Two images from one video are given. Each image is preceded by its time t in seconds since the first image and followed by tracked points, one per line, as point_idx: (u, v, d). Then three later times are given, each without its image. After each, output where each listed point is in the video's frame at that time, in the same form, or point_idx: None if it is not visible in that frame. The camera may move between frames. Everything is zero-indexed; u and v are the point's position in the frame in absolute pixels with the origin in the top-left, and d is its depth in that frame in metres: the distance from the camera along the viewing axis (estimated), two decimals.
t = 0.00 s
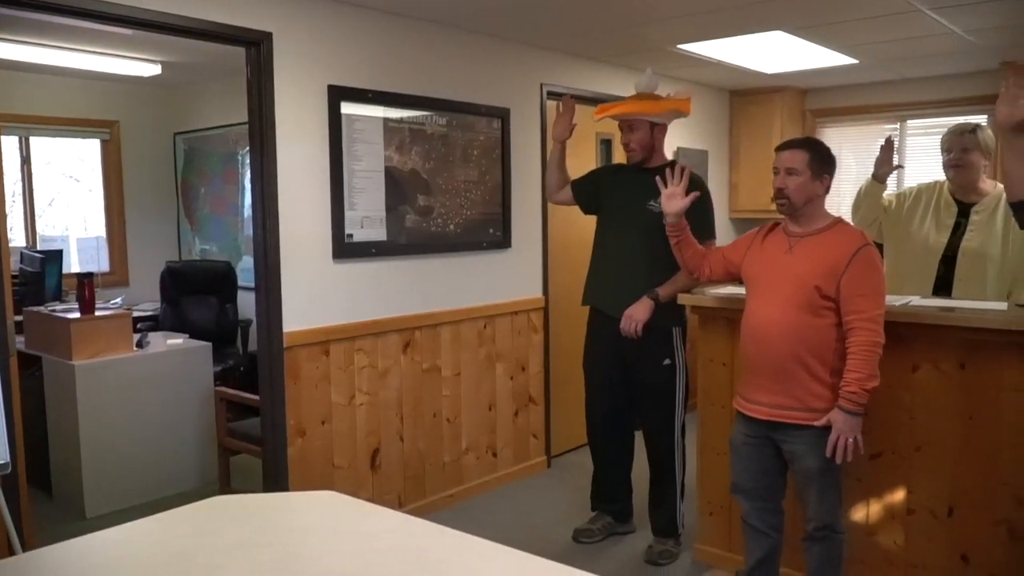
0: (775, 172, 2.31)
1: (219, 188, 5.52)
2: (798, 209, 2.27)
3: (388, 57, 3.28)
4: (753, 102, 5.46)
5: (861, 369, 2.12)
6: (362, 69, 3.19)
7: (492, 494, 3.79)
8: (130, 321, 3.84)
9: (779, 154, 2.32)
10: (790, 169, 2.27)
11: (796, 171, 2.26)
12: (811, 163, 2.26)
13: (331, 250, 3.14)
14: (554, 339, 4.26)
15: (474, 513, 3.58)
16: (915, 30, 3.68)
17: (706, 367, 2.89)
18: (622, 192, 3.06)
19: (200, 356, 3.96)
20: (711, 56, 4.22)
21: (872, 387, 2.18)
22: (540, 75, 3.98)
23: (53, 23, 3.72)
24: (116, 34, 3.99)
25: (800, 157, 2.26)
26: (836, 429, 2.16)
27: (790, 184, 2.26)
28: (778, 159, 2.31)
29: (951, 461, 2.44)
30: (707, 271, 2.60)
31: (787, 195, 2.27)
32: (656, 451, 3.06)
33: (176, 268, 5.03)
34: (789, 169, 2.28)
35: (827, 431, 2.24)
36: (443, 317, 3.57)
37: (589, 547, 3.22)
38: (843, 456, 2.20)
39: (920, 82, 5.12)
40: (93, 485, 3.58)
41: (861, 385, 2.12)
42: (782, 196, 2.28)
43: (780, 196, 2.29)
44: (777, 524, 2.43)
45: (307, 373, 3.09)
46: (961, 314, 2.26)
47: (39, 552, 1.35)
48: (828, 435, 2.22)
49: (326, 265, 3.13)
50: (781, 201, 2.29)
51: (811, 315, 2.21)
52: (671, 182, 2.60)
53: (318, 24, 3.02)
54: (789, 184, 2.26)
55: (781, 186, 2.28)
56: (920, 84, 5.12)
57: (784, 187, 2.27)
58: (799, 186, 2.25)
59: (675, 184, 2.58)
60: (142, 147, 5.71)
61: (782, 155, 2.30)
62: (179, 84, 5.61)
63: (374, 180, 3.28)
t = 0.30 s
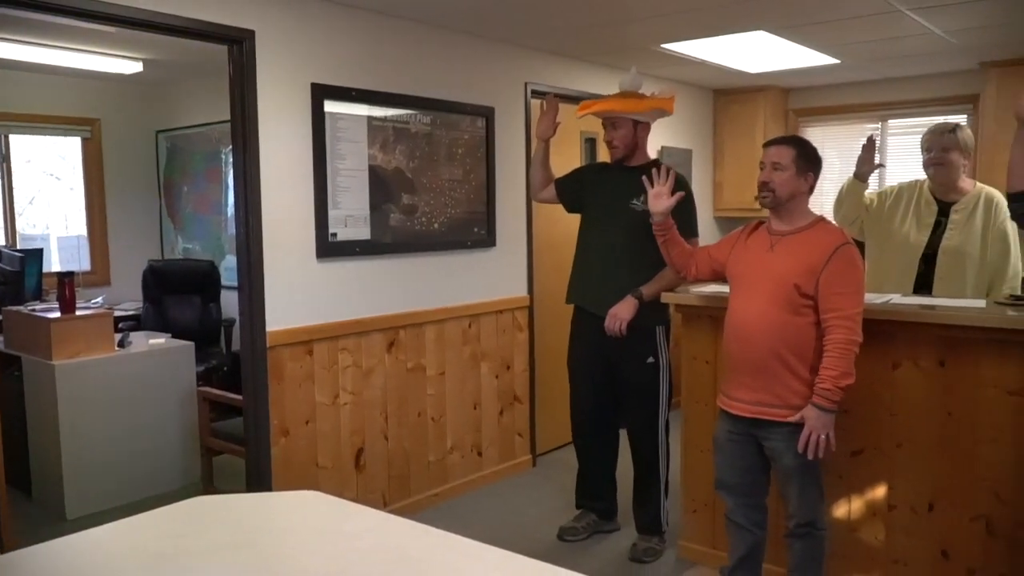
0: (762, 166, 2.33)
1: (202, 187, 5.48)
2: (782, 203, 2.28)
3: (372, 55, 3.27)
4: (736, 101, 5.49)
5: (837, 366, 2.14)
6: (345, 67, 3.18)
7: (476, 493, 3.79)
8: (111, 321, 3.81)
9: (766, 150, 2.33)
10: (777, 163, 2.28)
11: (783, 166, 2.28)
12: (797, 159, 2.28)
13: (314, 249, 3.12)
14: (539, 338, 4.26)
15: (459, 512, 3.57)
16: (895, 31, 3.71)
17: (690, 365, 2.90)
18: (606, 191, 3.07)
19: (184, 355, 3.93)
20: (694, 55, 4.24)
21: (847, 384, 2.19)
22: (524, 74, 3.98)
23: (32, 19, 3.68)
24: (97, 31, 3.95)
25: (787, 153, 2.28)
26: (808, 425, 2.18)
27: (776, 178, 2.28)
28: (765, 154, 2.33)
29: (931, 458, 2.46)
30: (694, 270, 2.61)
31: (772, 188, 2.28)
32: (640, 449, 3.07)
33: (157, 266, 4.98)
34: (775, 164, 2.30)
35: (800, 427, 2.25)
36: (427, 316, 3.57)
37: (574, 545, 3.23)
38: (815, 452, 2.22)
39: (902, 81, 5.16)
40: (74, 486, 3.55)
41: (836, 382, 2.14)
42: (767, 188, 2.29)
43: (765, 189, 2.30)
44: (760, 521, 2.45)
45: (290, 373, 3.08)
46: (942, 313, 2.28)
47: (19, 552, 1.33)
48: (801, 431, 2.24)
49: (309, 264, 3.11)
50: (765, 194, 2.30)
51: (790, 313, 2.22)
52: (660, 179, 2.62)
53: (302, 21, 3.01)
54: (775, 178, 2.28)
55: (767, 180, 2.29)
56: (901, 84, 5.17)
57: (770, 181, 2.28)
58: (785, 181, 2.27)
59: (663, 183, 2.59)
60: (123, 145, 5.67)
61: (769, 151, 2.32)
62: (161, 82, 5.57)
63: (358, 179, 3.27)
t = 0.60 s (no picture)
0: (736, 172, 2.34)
1: (179, 185, 5.42)
2: (759, 207, 2.30)
3: (351, 54, 3.26)
4: (715, 102, 5.52)
5: (813, 364, 2.16)
6: (324, 65, 3.16)
7: (456, 493, 3.79)
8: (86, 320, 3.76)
9: (740, 154, 2.35)
10: (751, 169, 2.30)
11: (757, 171, 2.29)
12: (771, 163, 2.30)
13: (292, 248, 3.11)
14: (519, 337, 4.26)
15: (439, 511, 3.57)
16: (871, 33, 3.75)
17: (669, 364, 2.92)
18: (585, 191, 3.08)
19: (159, 355, 3.89)
20: (673, 56, 4.25)
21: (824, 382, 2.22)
22: (504, 73, 3.98)
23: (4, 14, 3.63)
24: (72, 26, 3.90)
25: (760, 157, 2.30)
26: (783, 423, 2.21)
27: (751, 184, 2.29)
28: (739, 160, 2.33)
29: (905, 455, 2.49)
30: (674, 270, 2.63)
31: (749, 194, 2.30)
32: (619, 447, 3.09)
33: (134, 265, 4.97)
34: (750, 169, 2.31)
35: (776, 424, 2.28)
36: (406, 315, 3.56)
37: (554, 544, 3.23)
38: (790, 450, 2.24)
39: (878, 83, 5.22)
40: (48, 488, 3.51)
41: (812, 380, 2.16)
42: (744, 195, 2.31)
43: (741, 195, 2.31)
44: (738, 518, 2.46)
45: (268, 373, 3.06)
46: (915, 312, 2.32)
47: None
48: (777, 427, 2.26)
49: (287, 263, 3.09)
50: (741, 200, 2.32)
51: (768, 312, 2.24)
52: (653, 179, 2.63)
53: (279, 18, 2.99)
54: (751, 184, 2.29)
55: (743, 186, 2.30)
56: (878, 86, 5.22)
57: (746, 187, 2.30)
58: (760, 186, 2.29)
59: (657, 181, 2.59)
60: (99, 142, 5.60)
61: (743, 155, 2.33)
62: (138, 79, 5.51)
63: (337, 178, 3.26)
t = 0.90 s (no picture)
0: (716, 172, 2.34)
1: (155, 185, 5.36)
2: (738, 208, 2.32)
3: (328, 53, 3.24)
4: (693, 102, 5.55)
5: (794, 363, 2.18)
6: (301, 65, 3.14)
7: (435, 494, 3.78)
8: (59, 322, 3.70)
9: (719, 154, 2.34)
10: (732, 169, 2.30)
11: (738, 171, 2.30)
12: (751, 163, 2.31)
13: (269, 248, 3.08)
14: (498, 338, 4.26)
15: (418, 512, 3.56)
16: (845, 35, 3.79)
17: (647, 364, 2.93)
18: (563, 191, 3.08)
19: (134, 358, 3.85)
20: (651, 57, 4.27)
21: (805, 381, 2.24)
22: (482, 74, 3.98)
23: None
24: (44, 24, 3.85)
25: (740, 157, 2.30)
26: (770, 422, 2.22)
27: (732, 184, 2.30)
28: (718, 160, 2.34)
29: (879, 454, 2.52)
30: (648, 270, 2.63)
31: (728, 194, 2.30)
32: (598, 447, 3.09)
33: (109, 266, 4.93)
34: (729, 169, 2.31)
35: (762, 423, 2.29)
36: (385, 316, 3.55)
37: (534, 544, 3.23)
38: (779, 449, 2.26)
39: (853, 85, 5.27)
40: (21, 494, 3.45)
41: (795, 379, 2.18)
42: (723, 195, 2.32)
43: (721, 195, 2.32)
44: (715, 517, 2.48)
45: (244, 375, 3.04)
46: (892, 309, 2.34)
47: None
48: (763, 427, 2.28)
49: (264, 264, 3.07)
50: (722, 200, 2.32)
51: (747, 312, 2.26)
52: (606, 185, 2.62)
53: (255, 17, 2.96)
54: (731, 184, 2.30)
55: (723, 186, 2.31)
56: (853, 88, 5.28)
57: (726, 186, 2.30)
58: (740, 186, 2.30)
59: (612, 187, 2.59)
60: (72, 142, 5.53)
61: (721, 155, 2.34)
62: (112, 78, 5.44)
63: (315, 178, 3.24)
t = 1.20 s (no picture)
0: (694, 167, 2.36)
1: (129, 186, 5.30)
2: (714, 204, 2.33)
3: (303, 53, 3.22)
4: (670, 104, 5.58)
5: (770, 362, 2.20)
6: (275, 65, 3.12)
7: (413, 495, 3.77)
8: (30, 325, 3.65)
9: (697, 150, 2.37)
10: (710, 163, 2.32)
11: (716, 166, 2.32)
12: (728, 161, 2.33)
13: (243, 249, 3.06)
14: (476, 338, 4.26)
15: (396, 514, 3.54)
16: (819, 37, 3.82)
17: (623, 364, 2.94)
18: (540, 192, 3.08)
19: (107, 360, 3.81)
20: (628, 58, 4.29)
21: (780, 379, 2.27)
22: (459, 74, 3.97)
23: None
24: (13, 22, 3.79)
25: (718, 153, 2.33)
26: (745, 420, 2.24)
27: (709, 178, 2.32)
28: (696, 155, 2.36)
29: (852, 452, 2.54)
30: (621, 269, 2.64)
31: (706, 187, 2.32)
32: (576, 447, 3.10)
33: (82, 268, 4.86)
34: (708, 164, 2.33)
35: (736, 422, 2.31)
36: (362, 317, 3.53)
37: (511, 545, 3.23)
38: (753, 447, 2.28)
39: (827, 86, 5.33)
40: None
41: (770, 377, 2.20)
42: (700, 189, 2.32)
43: (698, 189, 2.33)
44: (691, 516, 2.49)
45: (219, 377, 3.01)
46: (865, 309, 2.37)
47: None
48: (738, 425, 2.30)
49: (238, 265, 3.05)
50: (698, 194, 2.33)
51: (723, 311, 2.27)
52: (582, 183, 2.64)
53: (229, 17, 2.94)
54: (708, 178, 2.31)
55: (700, 180, 2.32)
56: (827, 90, 5.33)
57: (703, 180, 2.32)
58: (718, 181, 2.31)
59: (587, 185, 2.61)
60: (43, 142, 5.45)
61: (700, 151, 2.36)
62: (84, 77, 5.38)
63: (290, 179, 3.22)
